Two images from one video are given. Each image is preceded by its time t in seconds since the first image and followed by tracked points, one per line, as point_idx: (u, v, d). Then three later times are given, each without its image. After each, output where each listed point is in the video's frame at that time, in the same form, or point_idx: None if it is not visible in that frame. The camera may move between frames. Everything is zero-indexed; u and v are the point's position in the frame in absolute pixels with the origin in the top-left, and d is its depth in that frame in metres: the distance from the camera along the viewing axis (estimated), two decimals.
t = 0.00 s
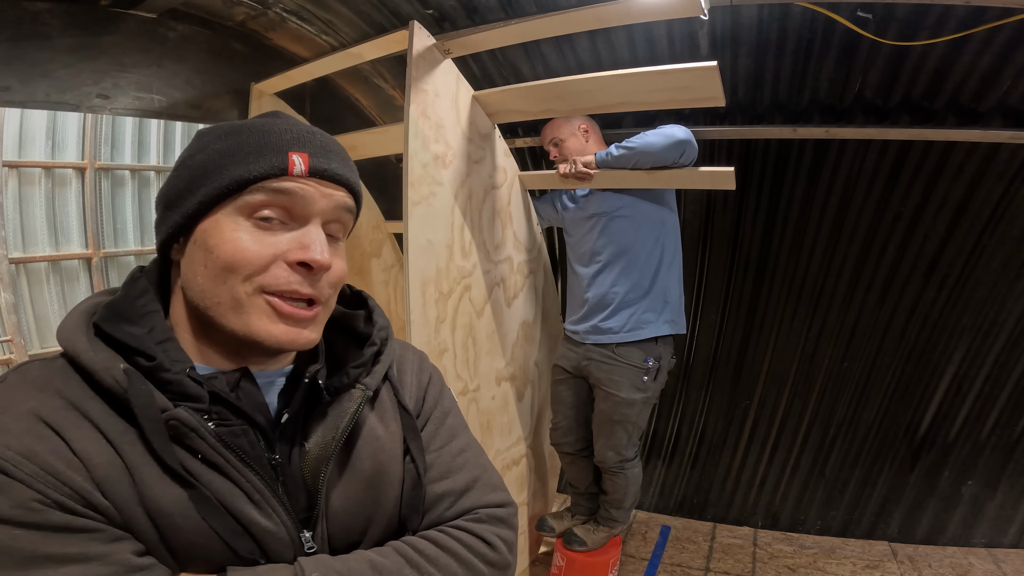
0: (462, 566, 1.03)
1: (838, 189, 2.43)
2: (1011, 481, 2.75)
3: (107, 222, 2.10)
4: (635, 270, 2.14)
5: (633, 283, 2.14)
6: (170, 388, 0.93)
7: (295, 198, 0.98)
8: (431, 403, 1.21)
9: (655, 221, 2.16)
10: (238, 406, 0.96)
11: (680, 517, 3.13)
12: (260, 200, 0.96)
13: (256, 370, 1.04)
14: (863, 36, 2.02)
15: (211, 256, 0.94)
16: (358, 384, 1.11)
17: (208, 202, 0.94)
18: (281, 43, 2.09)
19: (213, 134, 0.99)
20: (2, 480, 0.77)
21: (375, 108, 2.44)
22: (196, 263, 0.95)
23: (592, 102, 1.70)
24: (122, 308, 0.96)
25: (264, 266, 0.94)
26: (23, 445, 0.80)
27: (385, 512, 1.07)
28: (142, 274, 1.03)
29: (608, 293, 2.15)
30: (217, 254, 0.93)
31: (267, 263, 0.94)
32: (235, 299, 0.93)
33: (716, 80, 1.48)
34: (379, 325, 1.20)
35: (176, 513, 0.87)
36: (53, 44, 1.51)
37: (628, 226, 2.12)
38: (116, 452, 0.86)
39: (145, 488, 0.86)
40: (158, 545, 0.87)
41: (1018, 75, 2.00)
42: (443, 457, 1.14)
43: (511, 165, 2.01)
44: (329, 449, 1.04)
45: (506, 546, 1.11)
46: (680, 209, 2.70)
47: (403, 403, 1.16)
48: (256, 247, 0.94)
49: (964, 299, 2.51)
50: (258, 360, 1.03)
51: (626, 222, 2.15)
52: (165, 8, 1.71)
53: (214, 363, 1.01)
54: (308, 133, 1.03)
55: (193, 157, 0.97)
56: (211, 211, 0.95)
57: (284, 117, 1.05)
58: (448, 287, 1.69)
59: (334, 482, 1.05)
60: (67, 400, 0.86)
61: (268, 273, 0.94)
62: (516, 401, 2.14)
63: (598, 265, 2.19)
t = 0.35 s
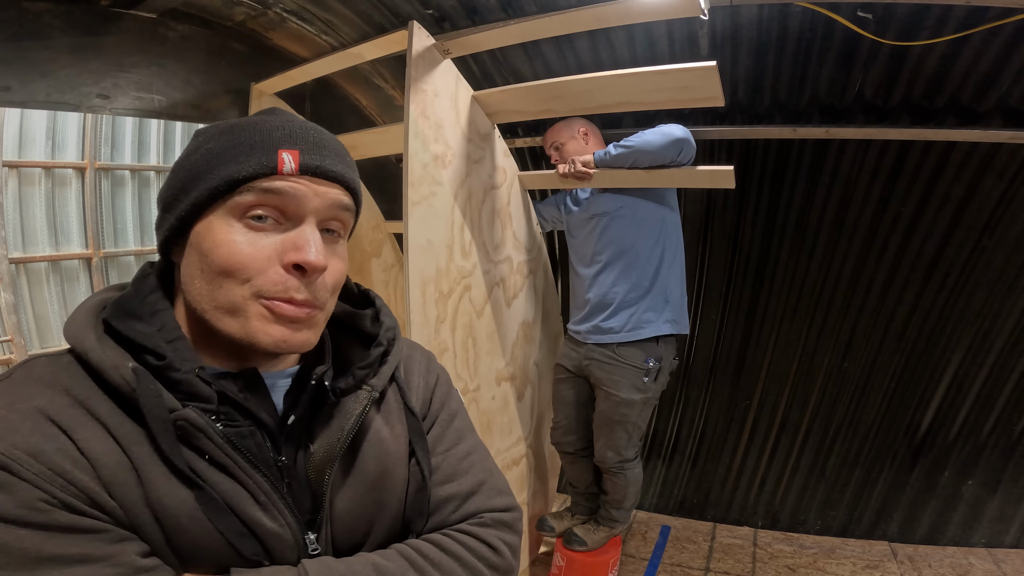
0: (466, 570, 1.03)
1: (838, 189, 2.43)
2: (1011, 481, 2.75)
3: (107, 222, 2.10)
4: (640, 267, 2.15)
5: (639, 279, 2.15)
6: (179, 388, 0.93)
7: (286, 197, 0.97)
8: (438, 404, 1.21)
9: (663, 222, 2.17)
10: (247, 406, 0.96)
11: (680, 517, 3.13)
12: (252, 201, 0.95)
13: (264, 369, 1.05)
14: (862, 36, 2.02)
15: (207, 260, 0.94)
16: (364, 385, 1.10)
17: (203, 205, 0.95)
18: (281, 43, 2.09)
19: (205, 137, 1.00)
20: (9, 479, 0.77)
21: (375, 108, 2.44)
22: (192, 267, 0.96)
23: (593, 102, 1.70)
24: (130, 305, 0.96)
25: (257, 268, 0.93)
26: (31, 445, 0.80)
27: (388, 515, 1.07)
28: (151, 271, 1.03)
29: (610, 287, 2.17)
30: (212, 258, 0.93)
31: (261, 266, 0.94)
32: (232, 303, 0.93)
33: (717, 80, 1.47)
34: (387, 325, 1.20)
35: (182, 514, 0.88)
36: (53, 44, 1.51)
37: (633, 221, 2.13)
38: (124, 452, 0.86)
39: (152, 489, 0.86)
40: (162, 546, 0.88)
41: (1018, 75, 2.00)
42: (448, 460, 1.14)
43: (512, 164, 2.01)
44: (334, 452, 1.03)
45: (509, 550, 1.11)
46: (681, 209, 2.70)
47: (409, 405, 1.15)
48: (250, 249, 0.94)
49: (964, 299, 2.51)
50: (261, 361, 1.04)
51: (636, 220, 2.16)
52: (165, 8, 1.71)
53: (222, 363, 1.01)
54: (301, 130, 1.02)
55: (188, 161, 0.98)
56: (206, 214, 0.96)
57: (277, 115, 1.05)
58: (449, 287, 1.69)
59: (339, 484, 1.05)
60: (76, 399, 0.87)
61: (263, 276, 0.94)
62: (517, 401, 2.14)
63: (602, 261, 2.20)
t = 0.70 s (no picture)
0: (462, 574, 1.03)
1: (839, 189, 2.43)
2: (1011, 481, 2.75)
3: (107, 222, 2.10)
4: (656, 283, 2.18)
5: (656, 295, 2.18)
6: (166, 393, 0.92)
7: (290, 198, 0.97)
8: (434, 407, 1.20)
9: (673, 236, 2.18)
10: (235, 410, 0.96)
11: (680, 517, 3.13)
12: (255, 200, 0.96)
13: (254, 374, 1.04)
14: (863, 37, 2.02)
15: (205, 257, 0.93)
16: (357, 389, 1.11)
17: (204, 203, 0.95)
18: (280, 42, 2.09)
19: (210, 135, 1.00)
20: None
21: (375, 108, 2.44)
22: (190, 265, 0.95)
23: (593, 102, 1.70)
24: (120, 311, 0.96)
25: (257, 267, 0.93)
26: (19, 450, 0.80)
27: (383, 518, 1.07)
28: (143, 276, 1.04)
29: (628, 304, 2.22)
30: (211, 255, 0.93)
31: (261, 265, 0.93)
32: (229, 301, 0.93)
33: (717, 81, 1.47)
34: (380, 327, 1.20)
35: (172, 519, 0.87)
36: (53, 44, 1.51)
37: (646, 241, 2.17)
38: (112, 457, 0.86)
39: (141, 494, 0.86)
40: (155, 549, 0.87)
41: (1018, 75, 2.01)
42: (445, 463, 1.13)
43: (512, 164, 2.00)
44: (326, 455, 1.04)
45: (506, 554, 1.10)
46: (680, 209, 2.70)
47: (404, 408, 1.15)
48: (250, 247, 0.93)
49: (964, 299, 2.51)
50: (256, 365, 1.03)
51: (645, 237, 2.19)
52: (165, 8, 1.71)
53: (212, 368, 1.01)
54: (307, 132, 1.03)
55: (190, 158, 0.98)
56: (206, 212, 0.96)
57: (282, 117, 1.05)
58: (448, 287, 1.69)
59: (332, 488, 1.05)
60: (64, 404, 0.86)
61: (261, 275, 0.93)
62: (516, 402, 2.14)
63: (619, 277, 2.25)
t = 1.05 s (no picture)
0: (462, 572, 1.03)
1: (838, 189, 2.43)
2: (1011, 481, 2.75)
3: (107, 223, 2.11)
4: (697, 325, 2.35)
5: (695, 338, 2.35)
6: (172, 392, 0.93)
7: (263, 191, 0.96)
8: (434, 407, 1.21)
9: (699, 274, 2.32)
10: (240, 409, 0.96)
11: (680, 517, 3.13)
12: (230, 197, 0.95)
13: (258, 373, 1.04)
14: (862, 37, 2.02)
15: (187, 256, 0.94)
16: (360, 388, 1.11)
17: (186, 205, 0.96)
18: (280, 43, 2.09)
19: (191, 138, 1.01)
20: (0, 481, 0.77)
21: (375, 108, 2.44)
22: (177, 264, 0.96)
23: (592, 102, 1.70)
24: (125, 309, 0.97)
25: (236, 262, 0.93)
26: (25, 448, 0.80)
27: (385, 517, 1.07)
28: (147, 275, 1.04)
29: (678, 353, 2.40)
30: (192, 254, 0.93)
31: (239, 259, 0.93)
32: (212, 297, 0.93)
33: (716, 80, 1.47)
34: (382, 328, 1.20)
35: (175, 517, 0.87)
36: (52, 44, 1.51)
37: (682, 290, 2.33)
38: (117, 455, 0.86)
39: (146, 492, 0.86)
40: (158, 547, 0.87)
41: (1018, 75, 2.01)
42: (446, 462, 1.13)
43: (512, 165, 2.00)
44: (330, 454, 1.04)
45: (507, 552, 1.10)
46: (680, 210, 2.69)
47: (406, 407, 1.15)
48: (228, 243, 0.93)
49: (964, 299, 2.51)
50: (261, 359, 1.03)
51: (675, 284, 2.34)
52: (165, 8, 1.71)
53: (214, 365, 1.01)
54: (277, 122, 1.01)
55: (173, 163, 0.99)
56: (189, 213, 0.96)
57: (258, 112, 1.04)
58: (448, 287, 1.69)
59: (335, 486, 1.05)
60: (70, 402, 0.86)
61: (241, 268, 0.93)
62: (516, 402, 2.13)
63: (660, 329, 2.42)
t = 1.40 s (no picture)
0: (462, 569, 1.03)
1: (839, 189, 2.43)
2: (1011, 481, 2.75)
3: (107, 222, 2.11)
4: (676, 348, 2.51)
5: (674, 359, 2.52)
6: (177, 389, 0.92)
7: (269, 194, 0.96)
8: (435, 405, 1.20)
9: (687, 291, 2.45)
10: (244, 406, 0.97)
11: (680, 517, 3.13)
12: (237, 198, 0.95)
13: (262, 371, 1.04)
14: (863, 37, 2.02)
15: (194, 256, 0.94)
16: (363, 386, 1.10)
17: (192, 205, 0.96)
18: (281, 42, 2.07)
19: (199, 139, 1.01)
20: (9, 476, 0.78)
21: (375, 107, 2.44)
22: (185, 264, 0.96)
23: (592, 102, 1.70)
24: (133, 307, 0.96)
25: (243, 263, 0.93)
26: (33, 443, 0.81)
27: (385, 515, 1.07)
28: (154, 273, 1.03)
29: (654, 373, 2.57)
30: (198, 253, 0.93)
31: (245, 259, 0.93)
32: (218, 298, 0.93)
33: (716, 81, 1.47)
34: (384, 327, 1.20)
35: (180, 512, 0.88)
36: (52, 44, 1.51)
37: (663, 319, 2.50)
38: (124, 451, 0.86)
39: (151, 488, 0.86)
40: (162, 542, 0.88)
41: (1018, 75, 2.01)
42: (446, 461, 1.13)
43: (511, 164, 2.00)
44: (332, 451, 1.04)
45: (506, 550, 1.10)
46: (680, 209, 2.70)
47: (407, 406, 1.15)
48: (234, 244, 0.93)
49: (964, 299, 2.51)
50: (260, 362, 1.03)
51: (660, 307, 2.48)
52: (165, 8, 1.71)
53: (218, 364, 1.02)
54: (285, 125, 1.01)
55: (181, 163, 0.99)
56: (196, 213, 0.96)
57: (265, 113, 1.04)
58: (448, 287, 1.69)
59: (336, 483, 1.04)
60: (77, 398, 0.86)
61: (246, 269, 0.93)
62: (516, 401, 2.13)
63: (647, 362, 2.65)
